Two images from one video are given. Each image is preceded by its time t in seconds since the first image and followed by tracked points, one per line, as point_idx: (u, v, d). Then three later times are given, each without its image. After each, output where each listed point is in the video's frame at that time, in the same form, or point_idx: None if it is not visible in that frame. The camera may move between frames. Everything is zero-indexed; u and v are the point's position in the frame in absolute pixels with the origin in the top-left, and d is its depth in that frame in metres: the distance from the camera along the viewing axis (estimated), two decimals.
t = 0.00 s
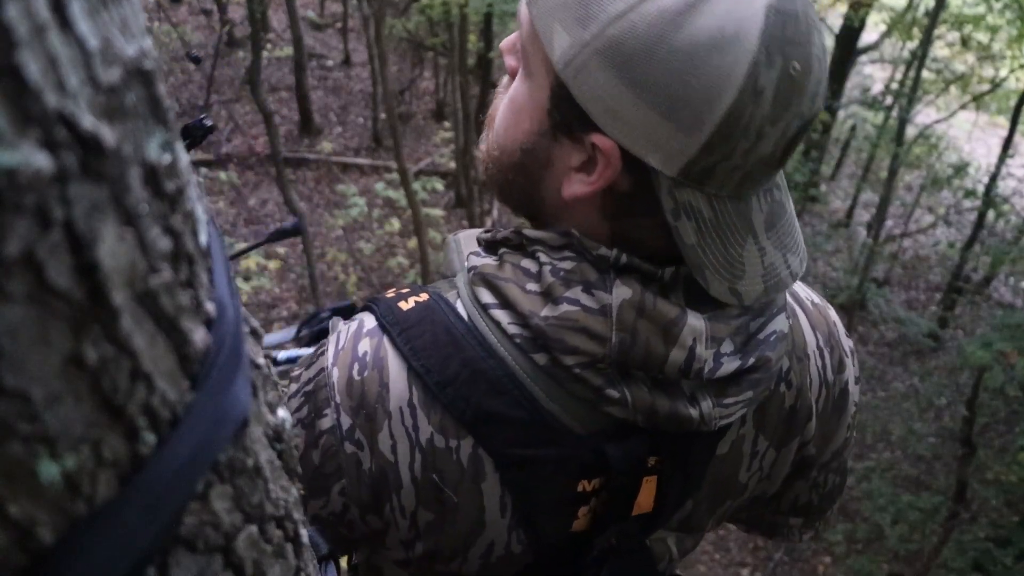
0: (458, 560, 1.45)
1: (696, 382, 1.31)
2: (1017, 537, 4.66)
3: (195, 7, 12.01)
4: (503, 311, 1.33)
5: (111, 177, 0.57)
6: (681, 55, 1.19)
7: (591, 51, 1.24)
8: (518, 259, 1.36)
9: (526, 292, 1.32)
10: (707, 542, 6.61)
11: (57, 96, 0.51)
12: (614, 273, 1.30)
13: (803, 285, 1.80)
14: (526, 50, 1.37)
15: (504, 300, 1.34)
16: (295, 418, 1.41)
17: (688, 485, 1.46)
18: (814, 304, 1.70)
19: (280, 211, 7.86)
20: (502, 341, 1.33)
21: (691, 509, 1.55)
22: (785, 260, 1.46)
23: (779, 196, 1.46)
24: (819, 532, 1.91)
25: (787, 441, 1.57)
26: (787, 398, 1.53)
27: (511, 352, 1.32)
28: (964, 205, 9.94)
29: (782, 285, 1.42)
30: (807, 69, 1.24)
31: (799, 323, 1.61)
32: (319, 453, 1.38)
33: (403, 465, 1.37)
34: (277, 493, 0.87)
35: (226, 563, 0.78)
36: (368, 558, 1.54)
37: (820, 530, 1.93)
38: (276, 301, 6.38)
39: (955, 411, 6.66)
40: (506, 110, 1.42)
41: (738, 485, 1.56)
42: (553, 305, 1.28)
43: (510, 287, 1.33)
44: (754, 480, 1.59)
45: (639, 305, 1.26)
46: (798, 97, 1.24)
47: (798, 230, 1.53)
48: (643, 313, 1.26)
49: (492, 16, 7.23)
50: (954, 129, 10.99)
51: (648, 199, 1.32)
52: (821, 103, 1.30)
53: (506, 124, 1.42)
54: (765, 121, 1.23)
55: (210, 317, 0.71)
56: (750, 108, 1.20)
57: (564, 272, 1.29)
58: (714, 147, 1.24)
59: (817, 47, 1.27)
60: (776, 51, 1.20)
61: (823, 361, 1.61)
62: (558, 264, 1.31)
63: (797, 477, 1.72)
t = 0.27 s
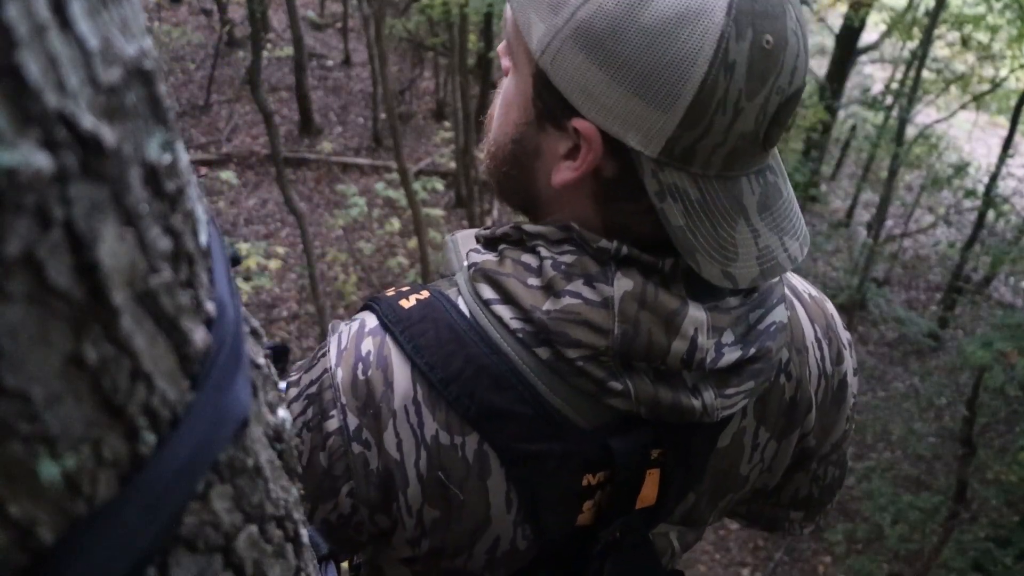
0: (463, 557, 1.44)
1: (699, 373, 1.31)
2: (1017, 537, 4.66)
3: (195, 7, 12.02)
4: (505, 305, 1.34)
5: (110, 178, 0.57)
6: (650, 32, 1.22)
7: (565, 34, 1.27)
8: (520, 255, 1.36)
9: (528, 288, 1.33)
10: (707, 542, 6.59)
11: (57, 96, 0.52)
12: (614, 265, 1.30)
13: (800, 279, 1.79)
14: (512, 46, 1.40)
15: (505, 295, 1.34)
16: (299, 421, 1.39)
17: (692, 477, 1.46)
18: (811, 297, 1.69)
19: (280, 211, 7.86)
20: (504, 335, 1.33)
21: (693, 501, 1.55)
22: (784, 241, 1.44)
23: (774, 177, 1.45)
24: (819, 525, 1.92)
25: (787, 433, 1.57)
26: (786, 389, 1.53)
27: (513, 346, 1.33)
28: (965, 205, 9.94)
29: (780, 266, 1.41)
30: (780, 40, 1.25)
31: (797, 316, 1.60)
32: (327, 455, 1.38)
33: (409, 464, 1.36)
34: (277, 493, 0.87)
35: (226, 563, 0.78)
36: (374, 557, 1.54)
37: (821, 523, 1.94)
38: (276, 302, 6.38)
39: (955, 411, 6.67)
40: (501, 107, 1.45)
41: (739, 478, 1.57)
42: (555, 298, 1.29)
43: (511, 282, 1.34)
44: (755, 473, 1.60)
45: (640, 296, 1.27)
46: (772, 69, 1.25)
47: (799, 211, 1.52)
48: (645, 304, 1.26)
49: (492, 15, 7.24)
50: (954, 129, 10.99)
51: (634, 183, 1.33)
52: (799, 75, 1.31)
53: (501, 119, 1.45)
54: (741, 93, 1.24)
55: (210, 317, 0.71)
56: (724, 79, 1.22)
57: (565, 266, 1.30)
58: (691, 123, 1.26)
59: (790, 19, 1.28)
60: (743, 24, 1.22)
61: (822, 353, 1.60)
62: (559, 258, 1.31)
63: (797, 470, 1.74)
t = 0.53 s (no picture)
0: (461, 551, 1.43)
1: (695, 366, 1.31)
2: (1017, 537, 4.66)
3: (195, 7, 12.01)
4: (500, 299, 1.33)
5: (111, 178, 0.57)
6: (632, 20, 1.22)
7: (550, 25, 1.28)
8: (515, 249, 1.36)
9: (523, 281, 1.32)
10: (707, 542, 6.58)
11: (57, 95, 0.52)
12: (610, 257, 1.30)
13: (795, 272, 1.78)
14: (503, 39, 1.41)
15: (501, 290, 1.34)
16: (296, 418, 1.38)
17: (688, 470, 1.47)
18: (806, 291, 1.68)
19: (280, 211, 7.86)
20: (500, 329, 1.33)
21: (691, 495, 1.55)
22: (775, 230, 1.43)
23: (764, 165, 1.44)
24: (818, 520, 1.92)
25: (783, 427, 1.58)
26: (782, 383, 1.52)
27: (509, 339, 1.33)
28: (965, 205, 9.94)
29: (771, 256, 1.40)
30: (763, 26, 1.24)
31: (792, 310, 1.59)
32: (324, 452, 1.36)
33: (407, 459, 1.36)
34: (277, 493, 0.87)
35: (226, 563, 0.78)
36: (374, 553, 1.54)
37: (821, 518, 1.94)
38: (277, 302, 6.38)
39: (956, 411, 6.68)
40: (494, 101, 1.46)
41: (736, 472, 1.57)
42: (550, 291, 1.28)
43: (507, 277, 1.34)
44: (752, 467, 1.60)
45: (635, 288, 1.27)
46: (756, 56, 1.24)
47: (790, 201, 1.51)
48: (640, 296, 1.27)
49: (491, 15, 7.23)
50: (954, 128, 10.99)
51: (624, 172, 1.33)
52: (787, 62, 1.29)
53: (493, 114, 1.46)
54: (725, 80, 1.23)
55: (210, 317, 0.71)
56: (706, 66, 1.22)
57: (560, 258, 1.29)
58: (675, 110, 1.26)
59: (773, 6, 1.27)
60: (724, 10, 1.21)
61: (817, 347, 1.60)
62: (554, 251, 1.30)
63: (794, 464, 1.74)
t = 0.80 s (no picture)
0: (457, 545, 1.43)
1: (691, 359, 1.31)
2: (1017, 537, 4.67)
3: (195, 7, 12.01)
4: (495, 293, 1.33)
5: (111, 178, 0.57)
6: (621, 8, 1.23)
7: (540, 15, 1.28)
8: (510, 242, 1.36)
9: (519, 274, 1.32)
10: (707, 541, 6.57)
11: (56, 95, 0.51)
12: (604, 249, 1.29)
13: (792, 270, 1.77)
14: (494, 34, 1.42)
15: (497, 283, 1.34)
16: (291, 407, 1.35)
17: (685, 463, 1.47)
18: (805, 289, 1.67)
19: (280, 211, 7.87)
20: (495, 322, 1.33)
21: (688, 491, 1.55)
22: (771, 219, 1.42)
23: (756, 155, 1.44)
24: (820, 520, 1.92)
25: (782, 424, 1.57)
26: (780, 378, 1.52)
27: (504, 332, 1.33)
28: (965, 204, 9.94)
29: (766, 245, 1.39)
30: (751, 13, 1.25)
31: (790, 307, 1.58)
32: (318, 442, 1.34)
33: (402, 451, 1.35)
34: (277, 493, 0.87)
35: (226, 563, 0.78)
36: (376, 548, 1.56)
37: (823, 518, 1.93)
38: (278, 303, 6.39)
39: (956, 411, 6.68)
40: (487, 97, 1.46)
41: (734, 468, 1.56)
42: (545, 284, 1.28)
43: (503, 270, 1.33)
44: (751, 464, 1.59)
45: (629, 279, 1.27)
46: (745, 42, 1.24)
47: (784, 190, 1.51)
48: (634, 288, 1.26)
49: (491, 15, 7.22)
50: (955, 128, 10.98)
51: (617, 164, 1.33)
52: (776, 48, 1.30)
53: (487, 110, 1.46)
54: (714, 67, 1.24)
55: (210, 316, 0.71)
56: (695, 53, 1.22)
57: (555, 251, 1.29)
58: (666, 98, 1.26)
59: None
60: None
61: (815, 345, 1.59)
62: (549, 243, 1.30)
63: (794, 464, 1.73)
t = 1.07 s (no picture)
0: (453, 543, 1.43)
1: (683, 357, 1.29)
2: (1017, 537, 4.67)
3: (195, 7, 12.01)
4: (487, 291, 1.32)
5: (111, 178, 0.57)
6: None
7: None
8: (503, 241, 1.34)
9: (509, 273, 1.31)
10: (707, 541, 6.57)
11: (57, 96, 0.52)
12: (595, 248, 1.27)
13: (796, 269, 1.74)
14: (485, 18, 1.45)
15: (489, 283, 1.33)
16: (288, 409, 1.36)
17: (682, 464, 1.44)
18: (807, 287, 1.62)
19: (281, 211, 7.87)
20: (487, 321, 1.31)
21: (688, 493, 1.54)
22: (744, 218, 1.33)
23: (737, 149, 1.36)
24: (826, 521, 1.91)
25: (783, 426, 1.55)
26: (779, 378, 1.49)
27: (494, 331, 1.31)
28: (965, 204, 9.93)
29: (727, 243, 1.30)
30: None
31: (790, 306, 1.55)
32: (314, 442, 1.34)
33: (395, 450, 1.34)
34: (277, 493, 0.87)
35: (226, 563, 0.78)
36: (379, 548, 1.54)
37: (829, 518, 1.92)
38: (278, 302, 6.39)
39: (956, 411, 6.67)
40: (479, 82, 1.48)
41: (735, 470, 1.55)
42: (536, 283, 1.26)
43: (494, 269, 1.32)
44: (752, 466, 1.57)
45: (618, 277, 1.24)
46: (702, 18, 1.17)
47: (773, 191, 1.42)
48: (624, 285, 1.24)
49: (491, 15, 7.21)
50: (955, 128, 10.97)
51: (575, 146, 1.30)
52: (743, 27, 1.20)
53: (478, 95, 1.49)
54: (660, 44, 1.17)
55: (210, 316, 0.71)
56: (646, 27, 1.16)
57: (545, 249, 1.27)
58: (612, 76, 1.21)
59: None
60: None
61: (816, 344, 1.56)
62: (539, 242, 1.28)
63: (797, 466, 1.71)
